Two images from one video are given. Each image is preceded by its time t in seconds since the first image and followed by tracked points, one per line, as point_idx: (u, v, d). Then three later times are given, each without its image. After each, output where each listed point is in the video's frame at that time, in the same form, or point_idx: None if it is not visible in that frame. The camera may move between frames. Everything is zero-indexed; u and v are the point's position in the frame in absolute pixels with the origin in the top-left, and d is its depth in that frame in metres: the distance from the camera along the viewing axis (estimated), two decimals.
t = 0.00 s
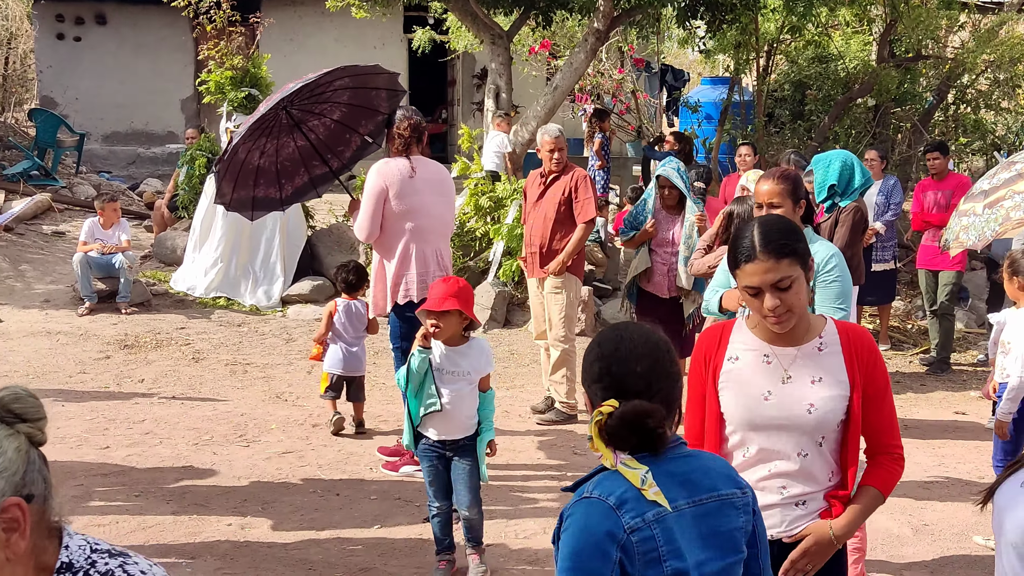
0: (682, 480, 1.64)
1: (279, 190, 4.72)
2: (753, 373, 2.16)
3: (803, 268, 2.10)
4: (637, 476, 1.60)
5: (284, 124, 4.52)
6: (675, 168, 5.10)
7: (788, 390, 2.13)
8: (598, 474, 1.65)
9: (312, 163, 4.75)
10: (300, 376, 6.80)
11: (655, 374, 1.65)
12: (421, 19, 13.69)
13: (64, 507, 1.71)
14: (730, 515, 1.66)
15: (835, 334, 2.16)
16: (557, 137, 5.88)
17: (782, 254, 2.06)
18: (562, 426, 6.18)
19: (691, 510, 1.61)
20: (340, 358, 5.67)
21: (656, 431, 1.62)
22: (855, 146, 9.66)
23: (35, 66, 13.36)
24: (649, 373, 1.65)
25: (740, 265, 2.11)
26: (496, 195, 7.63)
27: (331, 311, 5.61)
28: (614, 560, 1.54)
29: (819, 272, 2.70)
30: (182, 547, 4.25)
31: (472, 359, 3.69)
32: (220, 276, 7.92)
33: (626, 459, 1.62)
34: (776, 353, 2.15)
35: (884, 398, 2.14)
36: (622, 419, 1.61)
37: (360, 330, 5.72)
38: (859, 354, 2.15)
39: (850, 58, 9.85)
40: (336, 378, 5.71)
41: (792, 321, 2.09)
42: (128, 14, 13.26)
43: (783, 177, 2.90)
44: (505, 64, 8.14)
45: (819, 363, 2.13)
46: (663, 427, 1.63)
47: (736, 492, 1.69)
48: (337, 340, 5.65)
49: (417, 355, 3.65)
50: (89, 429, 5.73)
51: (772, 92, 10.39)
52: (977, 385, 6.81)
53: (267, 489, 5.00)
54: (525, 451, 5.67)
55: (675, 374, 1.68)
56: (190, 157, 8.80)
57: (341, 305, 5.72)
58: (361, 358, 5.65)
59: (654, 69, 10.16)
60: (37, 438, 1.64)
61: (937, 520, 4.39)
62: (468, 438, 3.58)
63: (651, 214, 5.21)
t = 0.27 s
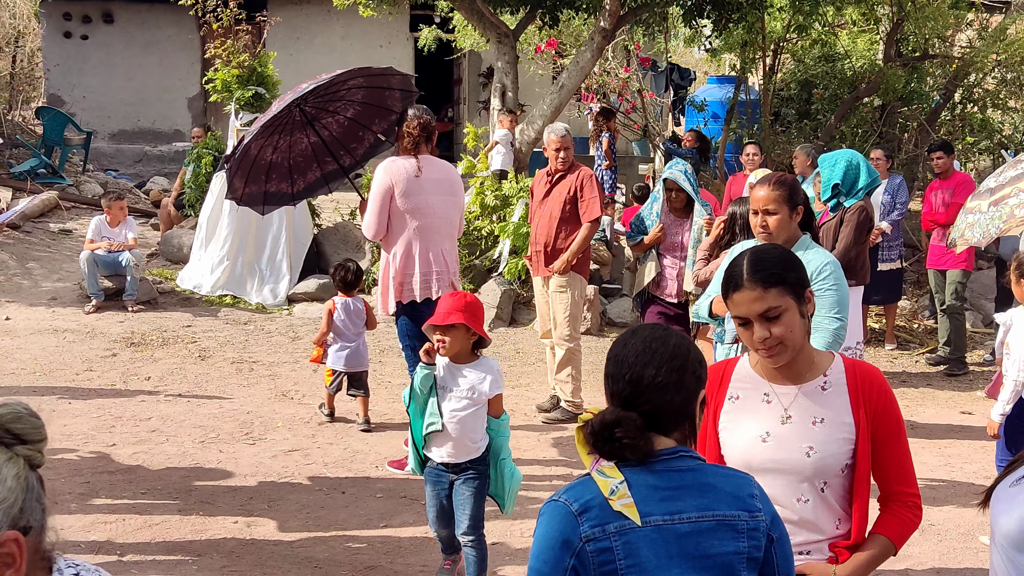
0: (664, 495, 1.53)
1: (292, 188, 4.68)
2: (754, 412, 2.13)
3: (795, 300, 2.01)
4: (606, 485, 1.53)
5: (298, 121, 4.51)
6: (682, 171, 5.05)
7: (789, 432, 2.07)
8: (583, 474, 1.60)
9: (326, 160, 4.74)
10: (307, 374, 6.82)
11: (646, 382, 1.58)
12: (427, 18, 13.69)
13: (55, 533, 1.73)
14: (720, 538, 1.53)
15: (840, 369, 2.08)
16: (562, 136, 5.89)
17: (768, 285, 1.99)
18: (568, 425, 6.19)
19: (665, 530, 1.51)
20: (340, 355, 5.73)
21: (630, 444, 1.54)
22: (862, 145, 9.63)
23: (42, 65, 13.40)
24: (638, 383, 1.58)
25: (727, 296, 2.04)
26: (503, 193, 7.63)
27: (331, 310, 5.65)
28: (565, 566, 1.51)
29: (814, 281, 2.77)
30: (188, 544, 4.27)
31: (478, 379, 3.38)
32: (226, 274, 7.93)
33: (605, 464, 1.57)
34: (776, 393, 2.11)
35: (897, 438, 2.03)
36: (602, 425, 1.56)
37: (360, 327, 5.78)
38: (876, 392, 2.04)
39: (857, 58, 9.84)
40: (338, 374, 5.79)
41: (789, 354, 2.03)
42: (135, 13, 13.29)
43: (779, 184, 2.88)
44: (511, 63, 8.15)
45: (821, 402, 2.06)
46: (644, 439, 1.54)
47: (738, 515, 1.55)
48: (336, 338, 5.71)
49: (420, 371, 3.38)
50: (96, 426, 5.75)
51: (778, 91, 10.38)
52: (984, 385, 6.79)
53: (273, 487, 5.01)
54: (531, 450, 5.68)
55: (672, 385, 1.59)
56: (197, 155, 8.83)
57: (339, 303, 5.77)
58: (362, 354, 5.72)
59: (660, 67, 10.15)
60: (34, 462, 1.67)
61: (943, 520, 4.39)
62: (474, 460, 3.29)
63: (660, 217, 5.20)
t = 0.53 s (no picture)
0: (683, 508, 1.49)
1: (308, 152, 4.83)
2: (760, 420, 2.12)
3: (806, 301, 1.99)
4: (623, 493, 1.51)
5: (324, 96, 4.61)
6: (685, 168, 5.03)
7: (791, 446, 2.07)
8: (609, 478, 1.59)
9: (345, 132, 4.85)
10: (316, 374, 6.81)
11: (674, 390, 1.54)
12: (436, 17, 13.70)
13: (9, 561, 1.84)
14: (740, 557, 1.47)
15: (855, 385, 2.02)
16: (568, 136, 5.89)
17: (778, 281, 1.98)
18: (576, 425, 6.17)
19: (681, 544, 1.47)
20: (337, 350, 5.86)
21: (648, 452, 1.51)
22: (871, 145, 9.61)
23: (51, 63, 13.42)
24: (666, 390, 1.54)
25: (739, 288, 2.05)
26: (511, 192, 7.62)
27: (322, 306, 5.77)
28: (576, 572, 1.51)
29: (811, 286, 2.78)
30: (197, 542, 4.27)
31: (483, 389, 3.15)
32: (234, 272, 7.93)
33: (627, 470, 1.55)
34: (782, 405, 2.10)
35: (915, 464, 1.92)
36: (624, 429, 1.54)
37: (353, 322, 5.90)
38: (895, 423, 1.95)
39: (866, 57, 9.83)
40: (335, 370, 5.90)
41: (793, 357, 2.01)
42: (144, 12, 13.32)
43: (773, 186, 2.91)
44: (520, 62, 8.14)
45: (830, 417, 2.02)
46: (664, 449, 1.51)
47: (761, 535, 1.48)
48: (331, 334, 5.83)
49: (424, 380, 3.12)
50: (105, 424, 5.76)
51: (787, 90, 10.37)
52: (993, 386, 6.77)
53: (282, 486, 5.01)
54: (539, 450, 5.68)
55: (700, 393, 1.54)
56: (205, 154, 8.87)
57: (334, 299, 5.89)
58: (356, 347, 5.87)
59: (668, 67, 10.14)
60: None
61: (953, 521, 4.38)
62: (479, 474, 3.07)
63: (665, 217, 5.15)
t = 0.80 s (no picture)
0: (723, 524, 1.45)
1: (322, 136, 5.00)
2: (786, 430, 2.13)
3: (821, 315, 1.97)
4: (660, 508, 1.47)
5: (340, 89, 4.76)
6: (690, 165, 4.94)
7: (797, 460, 2.05)
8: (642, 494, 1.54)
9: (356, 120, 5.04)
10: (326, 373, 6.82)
11: (710, 403, 1.52)
12: (446, 17, 13.72)
13: None
14: (781, 573, 1.44)
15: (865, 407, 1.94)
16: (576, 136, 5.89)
17: (791, 290, 1.98)
18: (585, 424, 6.17)
19: (722, 560, 1.43)
20: (342, 346, 5.90)
21: (688, 467, 1.47)
22: (881, 144, 9.60)
23: (63, 63, 13.47)
24: (705, 403, 1.52)
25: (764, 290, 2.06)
26: (521, 192, 7.61)
27: (330, 302, 5.82)
28: None
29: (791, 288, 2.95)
30: (207, 540, 4.29)
31: (469, 399, 3.04)
32: (245, 271, 7.96)
33: (662, 485, 1.50)
34: (802, 418, 2.09)
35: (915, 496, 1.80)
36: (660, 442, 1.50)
37: (359, 319, 5.95)
38: (896, 449, 1.84)
39: (877, 56, 9.80)
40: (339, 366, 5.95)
41: (800, 368, 2.01)
42: (155, 12, 13.37)
43: (757, 188, 3.04)
44: (530, 62, 8.14)
45: (836, 436, 1.97)
46: (703, 463, 1.47)
47: (803, 549, 1.45)
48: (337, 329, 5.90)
49: (408, 397, 2.95)
50: (116, 422, 5.78)
51: (797, 90, 10.38)
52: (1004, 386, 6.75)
53: (292, 485, 5.03)
54: (548, 449, 5.68)
55: (737, 405, 1.52)
56: (215, 154, 8.91)
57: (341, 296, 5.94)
58: (362, 344, 5.93)
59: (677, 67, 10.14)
60: None
61: (962, 522, 4.37)
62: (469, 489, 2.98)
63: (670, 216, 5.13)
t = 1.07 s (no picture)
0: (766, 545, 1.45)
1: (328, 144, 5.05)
2: (821, 450, 2.05)
3: (827, 332, 1.88)
4: (700, 533, 1.45)
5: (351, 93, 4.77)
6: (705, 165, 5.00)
7: (820, 478, 2.00)
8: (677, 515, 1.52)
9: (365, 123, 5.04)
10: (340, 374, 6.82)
11: (759, 421, 1.51)
12: (459, 18, 13.73)
13: None
14: None
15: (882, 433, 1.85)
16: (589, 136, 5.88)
17: (799, 307, 1.91)
18: (597, 426, 6.16)
19: None
20: (351, 342, 5.91)
21: (751, 489, 1.45)
22: (895, 145, 9.56)
23: (77, 64, 13.52)
24: (752, 422, 1.50)
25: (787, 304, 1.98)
26: (533, 193, 7.59)
27: (341, 299, 5.83)
28: None
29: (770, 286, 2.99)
30: (220, 540, 4.29)
31: (452, 409, 3.00)
32: (258, 273, 7.97)
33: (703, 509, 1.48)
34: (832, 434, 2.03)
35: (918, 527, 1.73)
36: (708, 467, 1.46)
37: (370, 317, 5.95)
38: (905, 477, 1.76)
39: (891, 57, 9.77)
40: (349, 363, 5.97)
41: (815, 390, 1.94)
42: (169, 14, 13.42)
43: (724, 184, 3.04)
44: (542, 63, 8.14)
45: (854, 458, 1.90)
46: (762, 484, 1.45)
47: (845, 564, 1.46)
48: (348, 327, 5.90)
49: (392, 407, 2.90)
50: (129, 423, 5.79)
51: (811, 91, 10.35)
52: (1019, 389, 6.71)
53: (305, 485, 5.03)
54: (561, 450, 5.67)
55: (785, 420, 1.53)
56: (228, 155, 8.93)
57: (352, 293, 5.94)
58: (372, 342, 5.93)
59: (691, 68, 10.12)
60: None
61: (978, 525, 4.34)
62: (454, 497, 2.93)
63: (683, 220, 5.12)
